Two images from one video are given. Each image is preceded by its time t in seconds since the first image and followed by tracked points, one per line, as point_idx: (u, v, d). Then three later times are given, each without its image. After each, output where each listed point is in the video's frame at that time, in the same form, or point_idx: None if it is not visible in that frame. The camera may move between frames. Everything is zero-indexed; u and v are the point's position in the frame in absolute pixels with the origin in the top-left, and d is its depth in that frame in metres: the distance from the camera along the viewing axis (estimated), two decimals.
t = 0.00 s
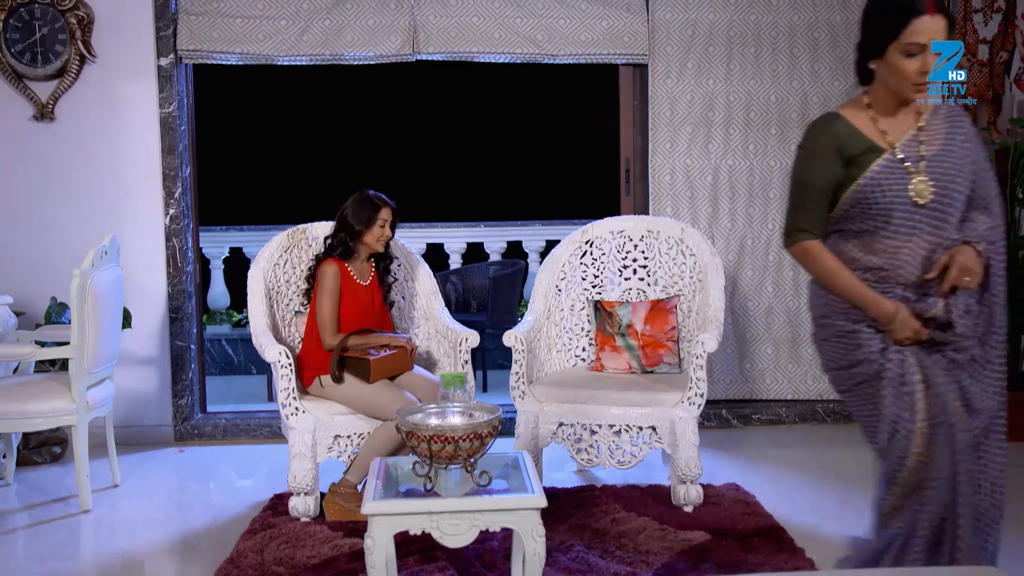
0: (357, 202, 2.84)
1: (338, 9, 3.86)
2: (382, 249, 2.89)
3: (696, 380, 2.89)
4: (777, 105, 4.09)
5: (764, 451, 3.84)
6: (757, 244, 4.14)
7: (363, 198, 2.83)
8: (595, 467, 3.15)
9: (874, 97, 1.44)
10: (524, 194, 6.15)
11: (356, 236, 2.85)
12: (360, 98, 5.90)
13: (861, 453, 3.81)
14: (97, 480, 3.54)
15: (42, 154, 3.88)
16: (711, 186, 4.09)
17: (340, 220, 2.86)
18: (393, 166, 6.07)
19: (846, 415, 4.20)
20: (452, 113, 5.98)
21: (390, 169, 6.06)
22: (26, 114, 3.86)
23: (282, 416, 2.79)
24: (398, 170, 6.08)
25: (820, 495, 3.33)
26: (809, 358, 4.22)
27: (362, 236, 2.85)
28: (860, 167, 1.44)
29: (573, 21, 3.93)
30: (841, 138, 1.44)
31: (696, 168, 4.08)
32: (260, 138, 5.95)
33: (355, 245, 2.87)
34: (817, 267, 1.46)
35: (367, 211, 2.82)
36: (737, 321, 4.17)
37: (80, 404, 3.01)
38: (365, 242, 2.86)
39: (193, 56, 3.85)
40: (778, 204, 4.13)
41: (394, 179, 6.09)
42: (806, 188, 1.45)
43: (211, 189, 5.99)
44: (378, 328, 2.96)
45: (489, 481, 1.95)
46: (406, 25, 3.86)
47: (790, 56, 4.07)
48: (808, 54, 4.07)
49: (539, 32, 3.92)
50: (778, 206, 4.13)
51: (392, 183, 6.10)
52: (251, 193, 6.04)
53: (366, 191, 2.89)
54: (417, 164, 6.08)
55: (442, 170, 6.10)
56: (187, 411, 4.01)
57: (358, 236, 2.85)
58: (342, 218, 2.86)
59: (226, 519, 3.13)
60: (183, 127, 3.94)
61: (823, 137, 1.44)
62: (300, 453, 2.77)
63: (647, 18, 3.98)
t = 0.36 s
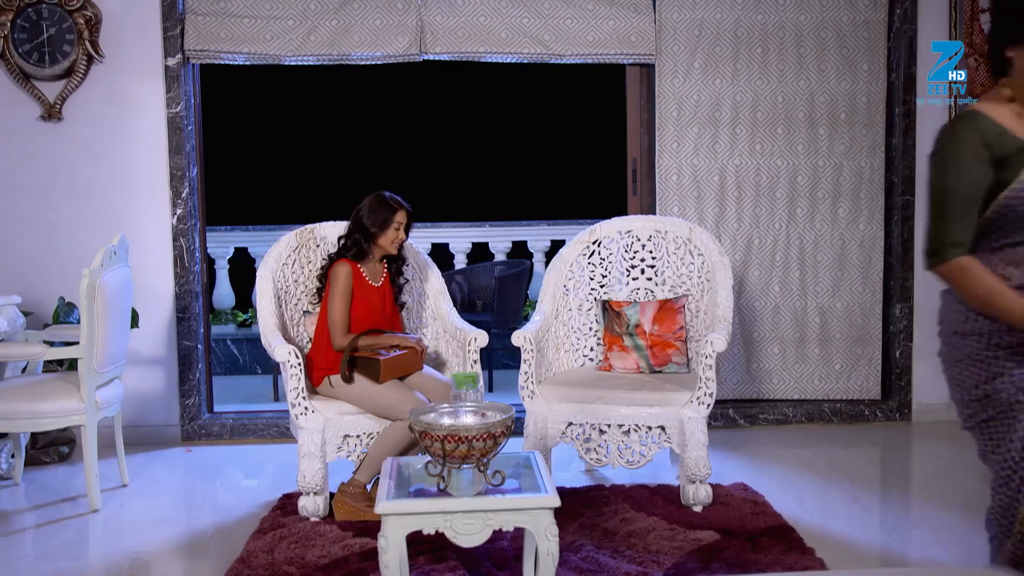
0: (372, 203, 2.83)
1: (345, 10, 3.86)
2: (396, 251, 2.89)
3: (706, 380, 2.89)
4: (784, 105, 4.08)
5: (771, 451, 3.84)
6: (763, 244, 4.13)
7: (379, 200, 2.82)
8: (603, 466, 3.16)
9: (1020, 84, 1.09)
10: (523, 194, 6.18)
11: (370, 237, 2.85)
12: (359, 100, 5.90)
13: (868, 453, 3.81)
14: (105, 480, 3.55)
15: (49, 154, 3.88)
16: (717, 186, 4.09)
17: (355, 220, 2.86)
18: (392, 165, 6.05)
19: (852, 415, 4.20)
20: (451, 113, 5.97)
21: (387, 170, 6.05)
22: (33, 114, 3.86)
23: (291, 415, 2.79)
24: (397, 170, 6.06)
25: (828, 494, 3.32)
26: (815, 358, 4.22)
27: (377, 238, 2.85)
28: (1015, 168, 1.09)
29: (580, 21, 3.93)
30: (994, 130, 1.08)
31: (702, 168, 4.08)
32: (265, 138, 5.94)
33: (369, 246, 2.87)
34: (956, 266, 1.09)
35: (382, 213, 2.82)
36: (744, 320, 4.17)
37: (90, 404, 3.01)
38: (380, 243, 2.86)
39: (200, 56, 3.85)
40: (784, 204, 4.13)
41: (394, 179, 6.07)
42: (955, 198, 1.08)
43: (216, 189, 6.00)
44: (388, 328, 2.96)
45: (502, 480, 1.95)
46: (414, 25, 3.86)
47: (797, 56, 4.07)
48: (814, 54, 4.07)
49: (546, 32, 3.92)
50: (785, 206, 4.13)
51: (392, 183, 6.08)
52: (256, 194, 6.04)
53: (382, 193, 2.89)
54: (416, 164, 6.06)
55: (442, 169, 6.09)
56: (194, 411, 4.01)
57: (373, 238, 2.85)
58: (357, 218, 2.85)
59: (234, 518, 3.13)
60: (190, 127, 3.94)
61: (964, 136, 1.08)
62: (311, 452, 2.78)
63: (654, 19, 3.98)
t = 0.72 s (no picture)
0: (383, 204, 2.84)
1: (352, 10, 3.86)
2: (406, 251, 2.89)
3: (715, 380, 2.88)
4: (791, 105, 4.08)
5: (778, 451, 3.84)
6: (770, 244, 4.13)
7: (390, 200, 2.83)
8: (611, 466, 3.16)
9: None
10: (530, 194, 6.18)
11: (381, 238, 2.85)
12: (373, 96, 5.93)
13: (876, 453, 3.80)
14: (113, 480, 3.55)
15: (57, 154, 3.89)
16: (724, 186, 4.09)
17: (365, 220, 2.86)
18: (402, 165, 6.07)
19: (859, 415, 4.20)
20: (461, 113, 6.02)
21: (399, 168, 6.07)
22: (41, 114, 3.87)
23: (301, 415, 2.80)
24: (406, 169, 6.08)
25: (836, 494, 3.32)
26: (822, 357, 4.21)
27: (388, 239, 2.85)
28: None
29: (587, 21, 3.93)
30: None
31: (709, 168, 4.08)
32: (271, 138, 5.95)
33: (380, 247, 2.87)
34: None
35: (393, 213, 2.82)
36: (751, 320, 4.16)
37: (99, 404, 3.02)
38: (390, 244, 2.86)
39: (207, 56, 3.86)
40: (791, 204, 4.12)
41: (400, 179, 6.08)
42: None
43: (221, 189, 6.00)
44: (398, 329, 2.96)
45: (514, 479, 1.96)
46: (421, 25, 3.86)
47: (804, 56, 4.06)
48: (821, 54, 4.07)
49: (553, 32, 3.92)
50: (792, 206, 4.12)
51: (400, 183, 6.10)
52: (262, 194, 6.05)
53: (392, 193, 2.89)
54: (426, 164, 6.08)
55: (450, 169, 6.10)
56: (202, 410, 4.01)
57: (383, 238, 2.85)
58: (368, 219, 2.86)
59: (243, 518, 3.14)
60: (197, 126, 3.94)
61: None
62: (319, 452, 2.78)
63: (661, 18, 3.98)
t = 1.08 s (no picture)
0: (390, 204, 2.84)
1: (358, 10, 3.86)
2: (414, 251, 2.89)
3: (722, 379, 2.89)
4: (796, 105, 4.08)
5: (783, 451, 3.83)
6: (776, 244, 4.13)
7: (396, 200, 2.83)
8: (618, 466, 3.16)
9: None
10: (532, 194, 6.18)
11: (388, 238, 2.85)
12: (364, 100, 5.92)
13: (881, 453, 3.80)
14: (120, 480, 3.55)
15: (62, 154, 3.89)
16: (730, 186, 4.09)
17: (372, 221, 2.86)
18: (402, 165, 6.07)
19: (864, 415, 4.20)
20: (461, 113, 6.01)
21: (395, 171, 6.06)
22: (47, 114, 3.87)
23: (309, 415, 2.80)
24: (407, 170, 6.07)
25: (843, 494, 3.32)
26: (827, 357, 4.21)
27: (395, 239, 2.85)
28: None
29: (593, 21, 3.93)
30: None
31: (715, 168, 4.08)
32: (275, 138, 5.95)
33: (387, 247, 2.87)
34: None
35: (400, 213, 2.82)
36: (756, 320, 4.16)
37: (106, 404, 3.02)
38: (398, 244, 2.86)
39: (213, 56, 3.86)
40: (796, 204, 4.12)
41: (404, 179, 6.08)
42: None
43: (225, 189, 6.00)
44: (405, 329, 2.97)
45: (526, 479, 1.96)
46: (426, 26, 3.86)
47: (809, 56, 4.06)
48: (826, 54, 4.07)
49: (558, 32, 3.92)
50: (797, 206, 4.12)
51: (401, 183, 6.10)
52: (265, 194, 6.05)
53: (399, 193, 2.89)
54: (426, 164, 6.08)
55: (451, 169, 6.10)
56: (207, 410, 4.02)
57: (391, 238, 2.85)
58: (375, 219, 2.86)
59: (250, 518, 3.14)
60: (203, 127, 3.95)
61: None
62: (327, 452, 2.77)
63: (666, 18, 3.98)
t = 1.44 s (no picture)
0: (395, 203, 2.84)
1: (363, 10, 3.86)
2: (420, 250, 2.89)
3: (729, 379, 2.89)
4: (802, 105, 4.08)
5: (789, 451, 3.83)
6: (781, 244, 4.13)
7: (401, 200, 2.84)
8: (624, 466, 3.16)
9: None
10: (536, 194, 6.20)
11: (394, 238, 2.85)
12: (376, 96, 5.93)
13: (887, 453, 3.80)
14: (126, 480, 3.56)
15: (68, 155, 3.89)
16: (735, 186, 4.09)
17: (377, 221, 2.87)
18: (408, 165, 6.08)
19: (869, 415, 4.20)
20: (467, 113, 6.01)
21: (404, 168, 6.07)
22: (52, 115, 3.87)
23: (316, 415, 2.81)
24: (412, 170, 6.08)
25: (849, 493, 3.32)
26: (832, 357, 4.21)
27: (401, 238, 2.85)
28: None
29: (598, 21, 3.93)
30: None
31: (720, 168, 4.08)
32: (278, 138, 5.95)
33: (394, 246, 2.87)
34: None
35: (405, 212, 2.83)
36: (761, 320, 4.16)
37: (113, 404, 3.02)
38: (404, 244, 2.86)
39: (219, 56, 3.86)
40: (801, 204, 4.12)
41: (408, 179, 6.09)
42: None
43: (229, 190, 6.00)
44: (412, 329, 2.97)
45: (536, 479, 1.96)
46: (432, 26, 3.86)
47: (815, 56, 4.06)
48: (831, 54, 4.07)
49: (564, 32, 3.92)
50: (802, 206, 4.12)
51: (404, 183, 6.11)
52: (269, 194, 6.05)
53: (404, 193, 2.89)
54: (431, 164, 6.09)
55: (457, 169, 6.12)
56: (212, 410, 4.02)
57: (397, 237, 2.85)
58: (380, 219, 2.86)
59: (256, 518, 3.14)
60: (209, 127, 3.95)
61: None
62: (334, 452, 2.78)
63: (672, 19, 3.98)
